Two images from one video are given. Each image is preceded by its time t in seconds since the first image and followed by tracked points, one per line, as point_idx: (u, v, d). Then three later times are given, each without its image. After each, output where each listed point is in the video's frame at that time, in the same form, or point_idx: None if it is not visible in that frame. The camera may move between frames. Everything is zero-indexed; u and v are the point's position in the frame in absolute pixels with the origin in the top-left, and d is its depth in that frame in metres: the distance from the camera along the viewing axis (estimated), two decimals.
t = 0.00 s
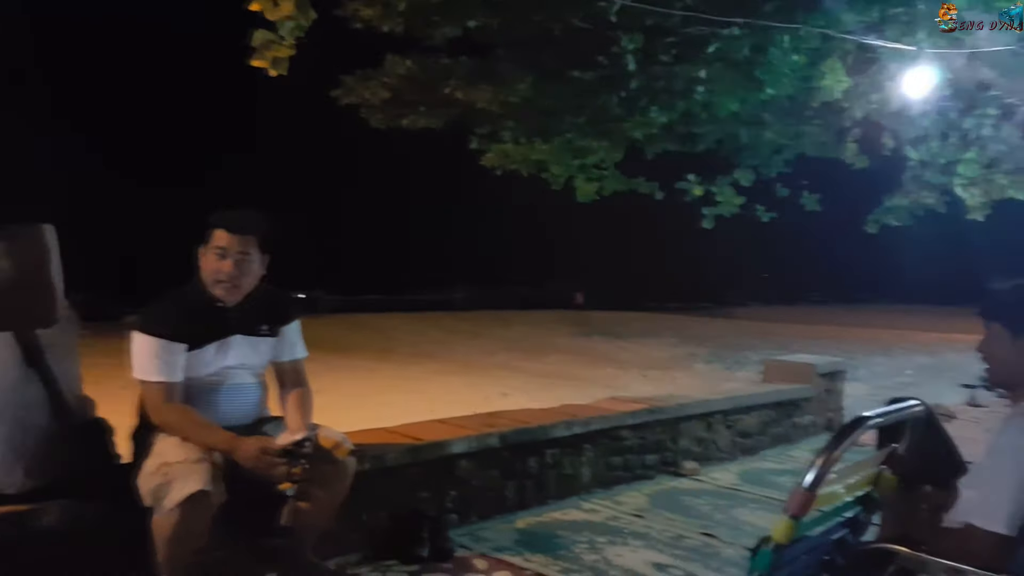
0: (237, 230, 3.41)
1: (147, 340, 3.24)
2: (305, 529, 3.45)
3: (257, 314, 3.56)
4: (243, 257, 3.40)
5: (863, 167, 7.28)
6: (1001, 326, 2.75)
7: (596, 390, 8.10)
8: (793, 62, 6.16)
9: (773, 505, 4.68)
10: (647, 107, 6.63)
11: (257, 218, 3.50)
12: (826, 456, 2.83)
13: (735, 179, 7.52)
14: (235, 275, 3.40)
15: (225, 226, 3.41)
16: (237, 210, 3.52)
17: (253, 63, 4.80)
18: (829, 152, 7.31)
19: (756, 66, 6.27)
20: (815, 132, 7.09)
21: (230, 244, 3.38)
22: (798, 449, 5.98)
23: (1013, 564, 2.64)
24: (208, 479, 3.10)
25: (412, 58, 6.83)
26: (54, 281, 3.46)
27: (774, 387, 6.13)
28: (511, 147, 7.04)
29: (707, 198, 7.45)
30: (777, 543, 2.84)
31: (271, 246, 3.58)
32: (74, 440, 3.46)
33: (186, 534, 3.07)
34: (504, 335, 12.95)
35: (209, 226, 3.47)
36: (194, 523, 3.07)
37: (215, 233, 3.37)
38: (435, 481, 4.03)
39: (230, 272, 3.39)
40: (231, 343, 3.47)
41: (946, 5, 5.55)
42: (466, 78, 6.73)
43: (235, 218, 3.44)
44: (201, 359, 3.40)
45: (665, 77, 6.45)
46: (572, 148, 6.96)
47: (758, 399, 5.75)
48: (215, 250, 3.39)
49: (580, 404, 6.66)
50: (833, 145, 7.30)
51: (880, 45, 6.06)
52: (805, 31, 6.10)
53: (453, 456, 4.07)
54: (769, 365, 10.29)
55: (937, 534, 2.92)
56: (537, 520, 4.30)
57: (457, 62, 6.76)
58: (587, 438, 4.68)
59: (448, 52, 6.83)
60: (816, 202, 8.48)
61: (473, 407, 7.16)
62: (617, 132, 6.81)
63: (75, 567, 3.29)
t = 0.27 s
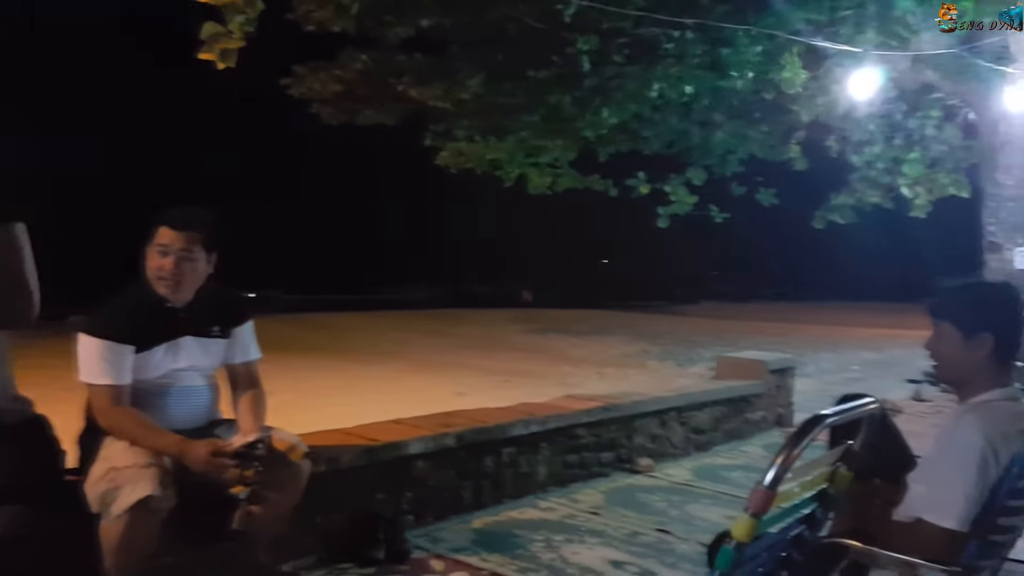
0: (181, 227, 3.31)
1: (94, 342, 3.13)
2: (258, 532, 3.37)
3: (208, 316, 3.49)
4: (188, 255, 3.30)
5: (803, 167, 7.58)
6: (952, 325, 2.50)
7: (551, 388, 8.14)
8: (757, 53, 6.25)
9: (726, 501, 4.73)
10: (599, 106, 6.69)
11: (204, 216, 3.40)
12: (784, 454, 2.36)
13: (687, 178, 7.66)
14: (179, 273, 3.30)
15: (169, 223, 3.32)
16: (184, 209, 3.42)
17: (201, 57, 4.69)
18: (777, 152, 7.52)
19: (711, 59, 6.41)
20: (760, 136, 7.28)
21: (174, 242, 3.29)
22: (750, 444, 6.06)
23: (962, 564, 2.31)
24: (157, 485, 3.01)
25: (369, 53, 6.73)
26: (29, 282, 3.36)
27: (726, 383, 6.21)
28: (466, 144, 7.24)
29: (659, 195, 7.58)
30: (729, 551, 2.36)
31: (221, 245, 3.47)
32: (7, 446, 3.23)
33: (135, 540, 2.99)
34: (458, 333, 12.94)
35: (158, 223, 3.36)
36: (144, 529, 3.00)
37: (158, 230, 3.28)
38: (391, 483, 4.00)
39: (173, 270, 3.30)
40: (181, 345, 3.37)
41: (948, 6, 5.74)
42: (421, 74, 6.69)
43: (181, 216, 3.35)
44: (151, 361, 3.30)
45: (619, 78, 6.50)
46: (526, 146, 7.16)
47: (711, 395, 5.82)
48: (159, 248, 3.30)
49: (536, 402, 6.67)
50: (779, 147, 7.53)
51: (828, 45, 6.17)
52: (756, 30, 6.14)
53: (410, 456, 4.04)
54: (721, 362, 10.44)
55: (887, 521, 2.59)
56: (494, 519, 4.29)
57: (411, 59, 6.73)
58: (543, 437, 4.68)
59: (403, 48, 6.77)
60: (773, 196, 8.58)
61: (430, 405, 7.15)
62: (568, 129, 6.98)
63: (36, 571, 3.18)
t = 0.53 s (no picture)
0: (135, 221, 3.24)
1: (47, 341, 3.01)
2: (219, 533, 3.28)
3: (165, 313, 3.36)
4: (140, 249, 3.21)
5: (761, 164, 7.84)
6: (907, 320, 2.44)
7: (512, 384, 8.18)
8: (715, 57, 6.16)
9: (687, 495, 4.76)
10: (558, 104, 6.69)
11: (163, 212, 3.34)
12: (754, 447, 1.75)
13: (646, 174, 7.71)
14: (132, 269, 3.22)
15: (124, 219, 3.26)
16: (142, 205, 3.36)
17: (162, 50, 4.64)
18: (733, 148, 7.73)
19: (670, 68, 6.44)
20: (717, 132, 7.55)
21: (126, 237, 3.21)
22: (710, 438, 6.11)
23: (921, 556, 2.28)
24: (116, 485, 2.92)
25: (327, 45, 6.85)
26: None
27: (686, 377, 6.27)
28: (425, 140, 7.08)
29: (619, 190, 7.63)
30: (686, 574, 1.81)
31: (180, 242, 3.39)
32: None
33: (92, 544, 2.88)
34: (419, 329, 12.95)
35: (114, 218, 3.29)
36: (102, 531, 2.89)
37: (110, 225, 3.21)
38: (354, 481, 3.97)
39: (126, 266, 3.22)
40: (138, 343, 3.24)
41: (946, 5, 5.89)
42: (383, 67, 6.71)
43: (135, 211, 3.28)
44: (107, 360, 3.17)
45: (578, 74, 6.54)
46: (486, 143, 7.01)
47: (672, 390, 5.87)
48: (112, 244, 3.23)
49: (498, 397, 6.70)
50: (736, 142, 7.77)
51: (787, 42, 6.19)
52: (717, 30, 6.07)
53: (373, 454, 4.01)
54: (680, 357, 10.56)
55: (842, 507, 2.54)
56: (458, 516, 4.28)
57: (369, 51, 6.74)
58: (507, 433, 4.69)
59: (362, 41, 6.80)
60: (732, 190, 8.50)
61: (391, 402, 7.15)
62: (529, 127, 6.85)
63: None
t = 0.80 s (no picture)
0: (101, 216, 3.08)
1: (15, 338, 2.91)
2: (192, 534, 3.20)
3: (135, 309, 3.26)
4: (106, 245, 3.07)
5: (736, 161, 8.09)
6: (880, 313, 2.46)
7: (485, 379, 8.18)
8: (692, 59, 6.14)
9: (661, 488, 4.78)
10: (529, 102, 6.57)
11: (132, 204, 3.19)
12: (740, 441, 1.67)
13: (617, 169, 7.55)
14: (96, 265, 3.08)
15: (88, 212, 3.09)
16: (111, 197, 3.20)
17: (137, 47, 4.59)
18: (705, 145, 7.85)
19: (645, 61, 6.50)
20: (692, 128, 7.68)
21: (93, 232, 3.06)
22: (682, 431, 6.16)
23: (895, 548, 2.25)
24: (88, 484, 2.85)
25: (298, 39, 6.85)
26: None
27: (658, 372, 6.30)
28: (397, 137, 6.93)
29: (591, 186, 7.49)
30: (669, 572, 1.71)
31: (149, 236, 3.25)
32: None
33: (64, 545, 2.81)
34: (392, 325, 12.91)
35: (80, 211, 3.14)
36: (74, 532, 2.82)
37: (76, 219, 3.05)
38: (328, 477, 3.93)
39: (90, 261, 3.07)
40: (109, 339, 3.14)
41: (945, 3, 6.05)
42: (356, 61, 6.73)
43: (101, 204, 3.12)
44: (77, 357, 3.07)
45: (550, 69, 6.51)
46: (458, 140, 6.81)
47: (644, 384, 5.91)
48: (76, 238, 3.08)
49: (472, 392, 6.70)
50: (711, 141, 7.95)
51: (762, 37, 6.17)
52: (688, 27, 6.15)
53: (347, 451, 3.99)
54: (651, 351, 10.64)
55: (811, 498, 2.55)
56: (433, 512, 4.26)
57: (341, 44, 6.81)
58: (481, 429, 4.69)
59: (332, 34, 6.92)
60: (697, 190, 8.45)
61: (364, 397, 7.12)
62: (503, 123, 6.63)
63: None
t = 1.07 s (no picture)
0: (79, 212, 3.05)
1: None
2: (178, 532, 3.16)
3: (120, 306, 3.22)
4: (85, 241, 3.04)
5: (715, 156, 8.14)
6: (869, 311, 2.46)
7: (470, 374, 8.17)
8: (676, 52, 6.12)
9: (647, 482, 4.79)
10: (511, 100, 6.52)
11: (111, 199, 3.15)
12: (735, 438, 1.69)
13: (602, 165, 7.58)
14: (74, 260, 3.04)
15: (68, 208, 3.07)
16: (90, 192, 3.17)
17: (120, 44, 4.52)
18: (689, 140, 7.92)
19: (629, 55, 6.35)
20: (675, 122, 7.68)
21: (73, 228, 3.03)
22: (667, 426, 6.18)
23: (883, 542, 2.24)
24: (74, 482, 2.82)
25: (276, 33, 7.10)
26: None
27: (643, 367, 6.31)
28: (381, 132, 6.89)
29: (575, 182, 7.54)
30: (665, 568, 1.71)
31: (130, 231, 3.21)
32: None
33: (50, 543, 2.77)
34: (375, 320, 12.85)
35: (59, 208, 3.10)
36: (61, 528, 2.79)
37: (54, 216, 3.03)
38: (314, 474, 3.91)
39: (69, 257, 3.04)
40: (94, 336, 3.11)
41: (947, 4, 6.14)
42: (335, 56, 6.88)
43: (79, 200, 3.09)
44: (63, 355, 3.03)
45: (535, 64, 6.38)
46: (443, 135, 6.82)
47: (630, 379, 5.92)
48: (55, 234, 3.05)
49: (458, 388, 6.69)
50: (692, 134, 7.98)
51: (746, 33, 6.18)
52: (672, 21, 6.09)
53: (334, 448, 3.97)
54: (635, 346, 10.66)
55: (800, 493, 2.51)
56: (420, 508, 4.25)
57: (321, 38, 6.98)
58: (468, 424, 4.69)
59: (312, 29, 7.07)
60: (673, 191, 8.61)
61: (349, 393, 7.09)
62: (488, 119, 6.63)
63: None
